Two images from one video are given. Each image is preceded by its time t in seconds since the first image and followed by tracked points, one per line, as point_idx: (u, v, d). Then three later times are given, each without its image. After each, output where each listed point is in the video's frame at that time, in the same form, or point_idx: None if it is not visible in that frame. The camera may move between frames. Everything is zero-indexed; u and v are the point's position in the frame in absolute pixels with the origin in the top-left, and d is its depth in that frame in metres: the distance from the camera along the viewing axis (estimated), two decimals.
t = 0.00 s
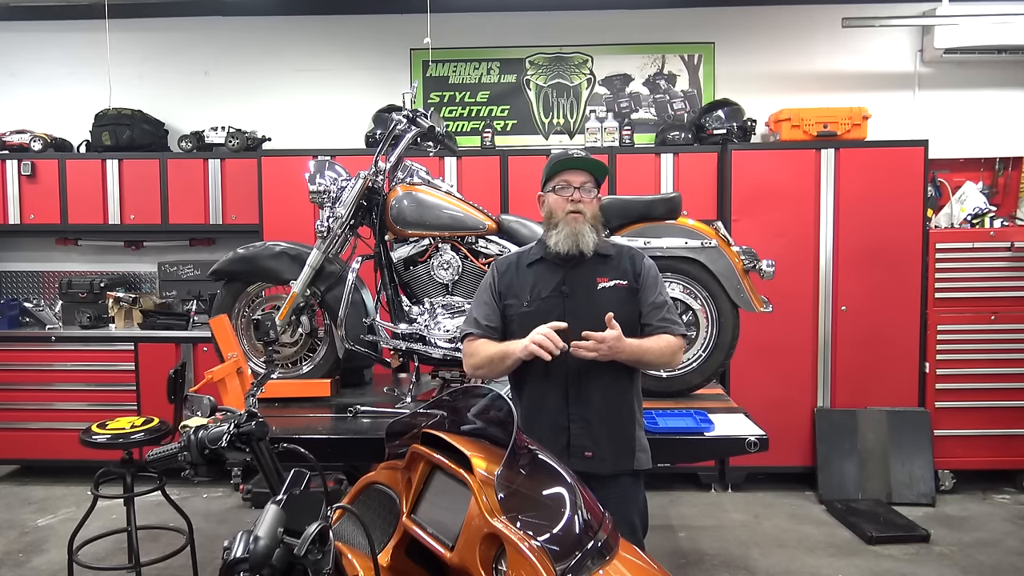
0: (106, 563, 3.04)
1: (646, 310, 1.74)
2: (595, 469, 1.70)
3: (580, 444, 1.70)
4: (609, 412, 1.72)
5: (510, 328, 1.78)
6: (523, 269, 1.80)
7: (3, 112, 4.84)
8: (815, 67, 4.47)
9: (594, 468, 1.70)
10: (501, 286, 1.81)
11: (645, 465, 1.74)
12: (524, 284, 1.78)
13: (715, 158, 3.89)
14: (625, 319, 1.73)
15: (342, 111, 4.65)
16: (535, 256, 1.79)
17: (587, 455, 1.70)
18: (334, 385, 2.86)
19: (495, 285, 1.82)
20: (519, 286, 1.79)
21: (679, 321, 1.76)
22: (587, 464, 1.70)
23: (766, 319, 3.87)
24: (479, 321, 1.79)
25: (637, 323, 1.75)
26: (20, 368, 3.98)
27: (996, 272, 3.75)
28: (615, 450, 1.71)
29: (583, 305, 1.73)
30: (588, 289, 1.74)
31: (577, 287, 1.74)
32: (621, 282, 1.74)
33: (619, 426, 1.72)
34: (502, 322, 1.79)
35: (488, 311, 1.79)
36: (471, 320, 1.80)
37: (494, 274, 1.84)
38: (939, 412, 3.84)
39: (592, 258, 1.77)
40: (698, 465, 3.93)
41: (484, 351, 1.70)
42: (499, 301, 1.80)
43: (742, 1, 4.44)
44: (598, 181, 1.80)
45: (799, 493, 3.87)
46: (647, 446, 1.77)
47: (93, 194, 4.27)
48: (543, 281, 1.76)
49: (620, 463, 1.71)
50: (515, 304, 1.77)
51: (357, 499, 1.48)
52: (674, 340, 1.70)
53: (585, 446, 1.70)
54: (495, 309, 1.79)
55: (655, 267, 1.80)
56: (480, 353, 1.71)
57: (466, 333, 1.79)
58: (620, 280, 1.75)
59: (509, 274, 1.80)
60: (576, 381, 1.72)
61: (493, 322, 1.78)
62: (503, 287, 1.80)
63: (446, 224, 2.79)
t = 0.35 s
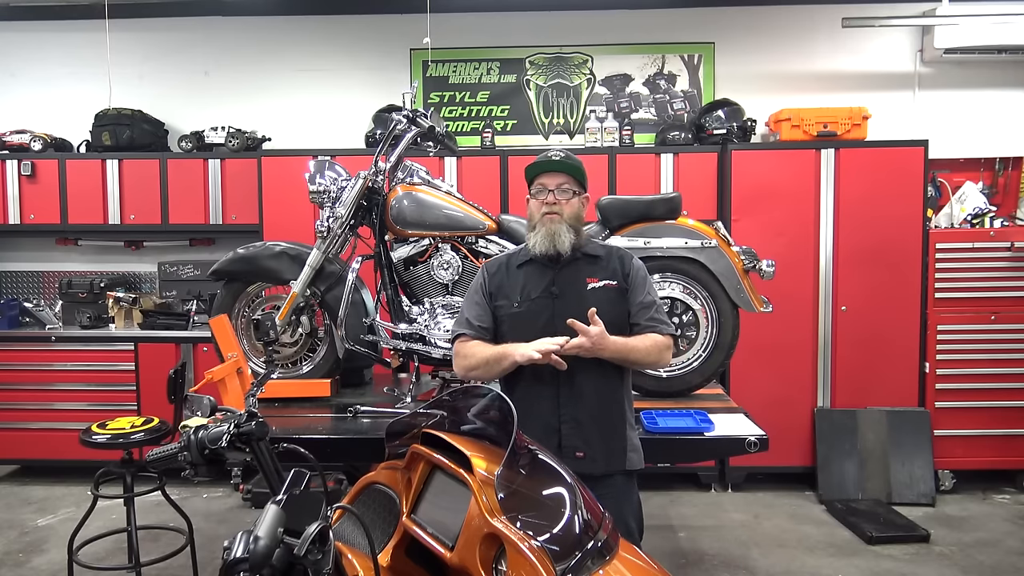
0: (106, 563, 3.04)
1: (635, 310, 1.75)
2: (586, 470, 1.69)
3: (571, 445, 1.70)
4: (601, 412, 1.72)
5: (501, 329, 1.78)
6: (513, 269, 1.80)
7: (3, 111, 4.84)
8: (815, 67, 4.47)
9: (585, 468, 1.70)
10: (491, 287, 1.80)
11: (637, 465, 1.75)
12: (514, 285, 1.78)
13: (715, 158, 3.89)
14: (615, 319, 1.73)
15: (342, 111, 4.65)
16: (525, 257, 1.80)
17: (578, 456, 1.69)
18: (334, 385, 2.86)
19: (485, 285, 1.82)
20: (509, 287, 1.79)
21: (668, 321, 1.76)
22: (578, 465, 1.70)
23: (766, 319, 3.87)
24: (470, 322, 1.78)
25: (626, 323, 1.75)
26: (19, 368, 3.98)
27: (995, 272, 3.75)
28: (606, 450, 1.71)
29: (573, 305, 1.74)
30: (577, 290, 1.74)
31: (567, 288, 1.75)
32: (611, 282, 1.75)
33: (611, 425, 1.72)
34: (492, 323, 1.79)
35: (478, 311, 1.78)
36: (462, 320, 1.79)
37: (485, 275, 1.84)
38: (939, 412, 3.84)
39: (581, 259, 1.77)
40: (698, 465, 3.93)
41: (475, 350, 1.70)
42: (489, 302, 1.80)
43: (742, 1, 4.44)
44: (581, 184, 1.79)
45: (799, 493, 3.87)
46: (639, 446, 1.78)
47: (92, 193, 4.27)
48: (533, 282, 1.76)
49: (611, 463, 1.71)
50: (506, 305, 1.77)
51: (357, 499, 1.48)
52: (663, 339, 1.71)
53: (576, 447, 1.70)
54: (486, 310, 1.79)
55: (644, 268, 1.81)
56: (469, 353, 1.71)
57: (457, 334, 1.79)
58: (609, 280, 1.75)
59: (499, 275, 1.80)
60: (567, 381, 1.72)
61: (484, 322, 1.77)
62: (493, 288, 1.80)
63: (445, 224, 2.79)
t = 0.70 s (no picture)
0: (106, 563, 3.04)
1: (627, 310, 1.75)
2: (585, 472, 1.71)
3: (569, 449, 1.70)
4: (597, 414, 1.72)
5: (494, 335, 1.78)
6: (503, 273, 1.79)
7: (3, 111, 4.83)
8: (815, 67, 4.47)
9: (585, 471, 1.71)
10: (482, 292, 1.79)
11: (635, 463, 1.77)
12: (506, 291, 1.77)
13: (715, 158, 3.89)
14: (608, 322, 1.74)
15: (342, 111, 4.65)
16: (515, 261, 1.78)
17: (577, 460, 1.70)
18: (334, 385, 2.86)
19: (476, 289, 1.81)
20: (501, 292, 1.78)
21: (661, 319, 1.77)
22: (577, 469, 1.71)
23: (766, 319, 3.87)
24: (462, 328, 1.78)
25: (619, 324, 1.76)
26: (19, 368, 3.98)
27: (995, 272, 3.74)
28: (604, 452, 1.73)
29: (565, 310, 1.74)
30: (569, 294, 1.74)
31: (559, 293, 1.75)
32: (603, 285, 1.75)
33: (607, 426, 1.73)
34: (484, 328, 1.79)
35: (471, 316, 1.78)
36: (454, 325, 1.79)
37: (475, 278, 1.83)
38: (938, 412, 3.84)
39: (573, 262, 1.77)
40: (698, 465, 3.93)
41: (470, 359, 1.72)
42: (482, 307, 1.79)
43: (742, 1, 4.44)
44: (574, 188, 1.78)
45: (799, 493, 3.87)
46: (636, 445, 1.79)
47: (92, 193, 4.27)
48: (524, 288, 1.75)
49: (609, 464, 1.73)
50: (498, 311, 1.77)
51: (357, 499, 1.48)
52: (654, 340, 1.71)
53: (575, 451, 1.70)
54: (478, 315, 1.79)
55: (635, 266, 1.80)
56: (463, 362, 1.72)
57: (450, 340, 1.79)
58: (601, 282, 1.75)
59: (490, 279, 1.79)
60: (562, 387, 1.72)
61: (478, 328, 1.78)
62: (485, 293, 1.79)
63: (446, 224, 2.79)
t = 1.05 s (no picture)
0: (106, 563, 3.04)
1: (636, 316, 1.74)
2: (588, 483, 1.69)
3: (572, 459, 1.70)
4: (600, 424, 1.72)
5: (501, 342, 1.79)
6: (511, 278, 1.80)
7: (3, 111, 4.83)
8: (815, 67, 4.47)
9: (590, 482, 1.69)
10: (489, 297, 1.80)
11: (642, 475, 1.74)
12: (512, 297, 1.77)
13: (715, 158, 3.89)
14: (615, 329, 1.74)
15: (342, 110, 4.66)
16: (523, 265, 1.78)
17: (582, 470, 1.69)
18: (334, 385, 2.86)
19: (484, 294, 1.82)
20: (508, 298, 1.78)
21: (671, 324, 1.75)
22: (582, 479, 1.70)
23: (766, 319, 3.87)
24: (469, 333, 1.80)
25: (628, 329, 1.75)
26: (19, 368, 3.98)
27: (995, 272, 3.74)
28: (610, 462, 1.71)
29: (573, 316, 1.73)
30: (577, 300, 1.74)
31: (566, 299, 1.74)
32: (611, 291, 1.74)
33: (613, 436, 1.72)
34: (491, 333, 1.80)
35: (478, 322, 1.79)
36: (461, 329, 1.80)
37: (483, 281, 1.83)
38: (939, 412, 3.84)
39: (581, 267, 1.76)
40: (698, 465, 3.93)
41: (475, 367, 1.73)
42: (489, 312, 1.80)
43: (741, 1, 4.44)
44: (579, 187, 1.76)
45: (799, 493, 3.87)
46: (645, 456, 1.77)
47: (92, 193, 4.27)
48: (531, 294, 1.75)
49: (614, 475, 1.71)
50: (504, 318, 1.77)
51: (357, 499, 1.48)
52: (664, 350, 1.70)
53: (579, 461, 1.70)
54: (485, 320, 1.80)
55: (645, 270, 1.78)
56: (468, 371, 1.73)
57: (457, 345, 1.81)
58: (609, 289, 1.74)
59: (498, 283, 1.79)
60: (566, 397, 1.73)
61: (484, 334, 1.79)
62: (491, 298, 1.79)
63: (445, 224, 2.79)
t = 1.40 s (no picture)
0: (106, 563, 3.04)
1: (656, 317, 1.67)
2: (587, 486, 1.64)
3: (575, 459, 1.65)
4: (610, 427, 1.66)
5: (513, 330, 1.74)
6: (532, 268, 1.75)
7: (3, 112, 4.83)
8: (815, 67, 4.47)
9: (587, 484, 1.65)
10: (508, 284, 1.76)
11: (643, 487, 1.69)
12: (531, 285, 1.73)
13: (715, 158, 3.88)
14: (632, 327, 1.67)
15: (342, 110, 4.66)
16: (546, 256, 1.74)
17: (580, 471, 1.65)
18: (334, 385, 2.86)
19: (503, 282, 1.78)
20: (527, 287, 1.74)
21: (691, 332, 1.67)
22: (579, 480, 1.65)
23: (766, 319, 3.87)
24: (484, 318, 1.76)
25: (646, 330, 1.68)
26: (19, 368, 3.98)
27: (995, 272, 3.74)
28: (611, 468, 1.66)
29: (590, 310, 1.68)
30: (597, 293, 1.68)
31: (585, 291, 1.69)
32: (634, 288, 1.68)
33: (618, 441, 1.67)
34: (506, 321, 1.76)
35: (493, 308, 1.75)
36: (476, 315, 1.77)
37: (503, 270, 1.80)
38: (939, 412, 3.84)
39: (606, 262, 1.71)
40: (699, 465, 3.93)
41: (483, 349, 1.68)
42: (506, 300, 1.76)
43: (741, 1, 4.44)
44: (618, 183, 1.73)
45: (799, 493, 3.87)
46: (648, 468, 1.71)
47: (92, 193, 4.27)
48: (551, 283, 1.71)
49: (614, 482, 1.66)
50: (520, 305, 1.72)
51: (357, 499, 1.48)
52: (677, 351, 1.61)
53: (579, 461, 1.65)
54: (501, 307, 1.76)
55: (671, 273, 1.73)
56: (477, 353, 1.68)
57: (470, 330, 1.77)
58: (632, 286, 1.69)
59: (518, 272, 1.76)
60: (577, 394, 1.67)
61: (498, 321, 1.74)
62: (510, 285, 1.76)
63: (445, 224, 2.79)
